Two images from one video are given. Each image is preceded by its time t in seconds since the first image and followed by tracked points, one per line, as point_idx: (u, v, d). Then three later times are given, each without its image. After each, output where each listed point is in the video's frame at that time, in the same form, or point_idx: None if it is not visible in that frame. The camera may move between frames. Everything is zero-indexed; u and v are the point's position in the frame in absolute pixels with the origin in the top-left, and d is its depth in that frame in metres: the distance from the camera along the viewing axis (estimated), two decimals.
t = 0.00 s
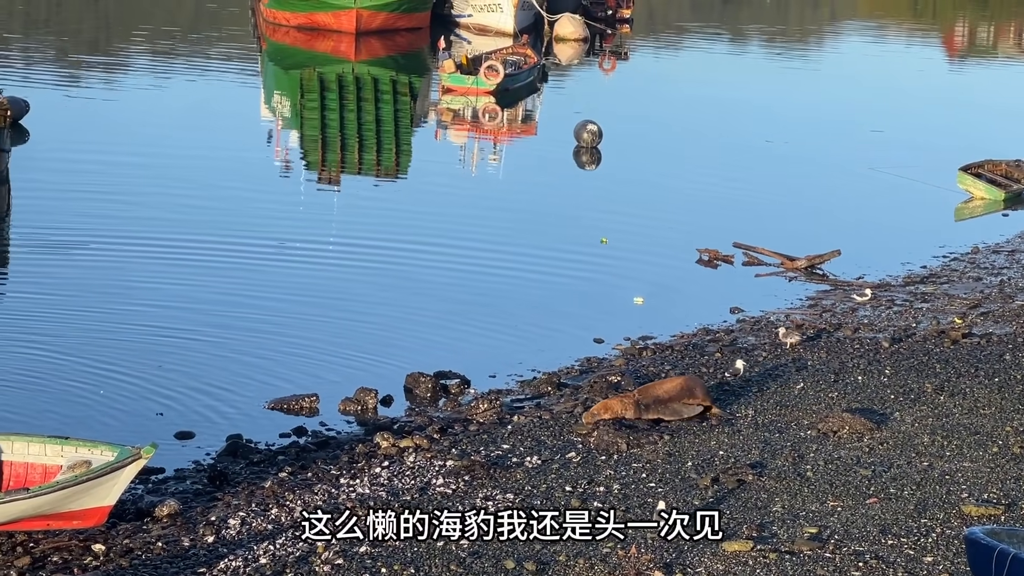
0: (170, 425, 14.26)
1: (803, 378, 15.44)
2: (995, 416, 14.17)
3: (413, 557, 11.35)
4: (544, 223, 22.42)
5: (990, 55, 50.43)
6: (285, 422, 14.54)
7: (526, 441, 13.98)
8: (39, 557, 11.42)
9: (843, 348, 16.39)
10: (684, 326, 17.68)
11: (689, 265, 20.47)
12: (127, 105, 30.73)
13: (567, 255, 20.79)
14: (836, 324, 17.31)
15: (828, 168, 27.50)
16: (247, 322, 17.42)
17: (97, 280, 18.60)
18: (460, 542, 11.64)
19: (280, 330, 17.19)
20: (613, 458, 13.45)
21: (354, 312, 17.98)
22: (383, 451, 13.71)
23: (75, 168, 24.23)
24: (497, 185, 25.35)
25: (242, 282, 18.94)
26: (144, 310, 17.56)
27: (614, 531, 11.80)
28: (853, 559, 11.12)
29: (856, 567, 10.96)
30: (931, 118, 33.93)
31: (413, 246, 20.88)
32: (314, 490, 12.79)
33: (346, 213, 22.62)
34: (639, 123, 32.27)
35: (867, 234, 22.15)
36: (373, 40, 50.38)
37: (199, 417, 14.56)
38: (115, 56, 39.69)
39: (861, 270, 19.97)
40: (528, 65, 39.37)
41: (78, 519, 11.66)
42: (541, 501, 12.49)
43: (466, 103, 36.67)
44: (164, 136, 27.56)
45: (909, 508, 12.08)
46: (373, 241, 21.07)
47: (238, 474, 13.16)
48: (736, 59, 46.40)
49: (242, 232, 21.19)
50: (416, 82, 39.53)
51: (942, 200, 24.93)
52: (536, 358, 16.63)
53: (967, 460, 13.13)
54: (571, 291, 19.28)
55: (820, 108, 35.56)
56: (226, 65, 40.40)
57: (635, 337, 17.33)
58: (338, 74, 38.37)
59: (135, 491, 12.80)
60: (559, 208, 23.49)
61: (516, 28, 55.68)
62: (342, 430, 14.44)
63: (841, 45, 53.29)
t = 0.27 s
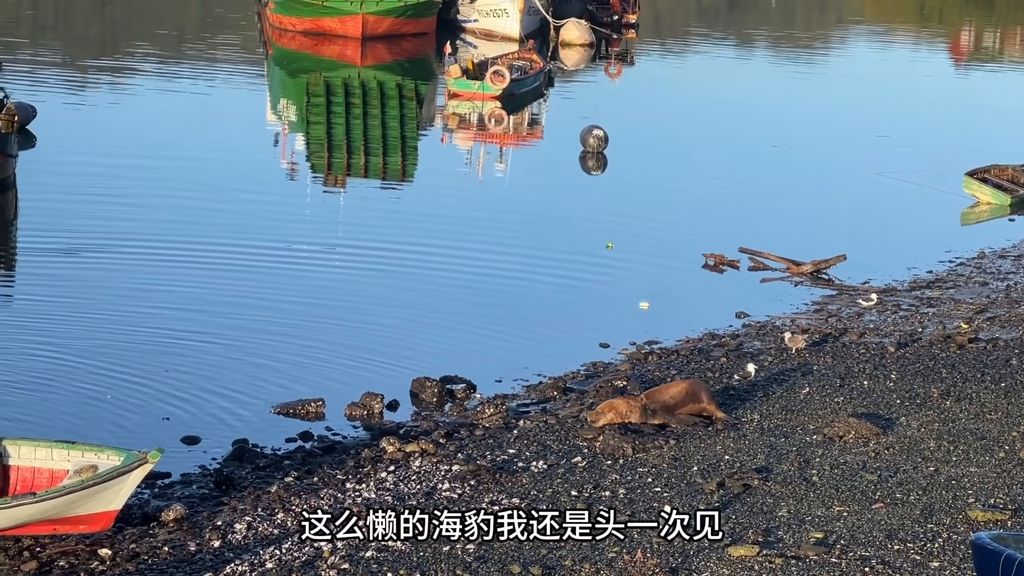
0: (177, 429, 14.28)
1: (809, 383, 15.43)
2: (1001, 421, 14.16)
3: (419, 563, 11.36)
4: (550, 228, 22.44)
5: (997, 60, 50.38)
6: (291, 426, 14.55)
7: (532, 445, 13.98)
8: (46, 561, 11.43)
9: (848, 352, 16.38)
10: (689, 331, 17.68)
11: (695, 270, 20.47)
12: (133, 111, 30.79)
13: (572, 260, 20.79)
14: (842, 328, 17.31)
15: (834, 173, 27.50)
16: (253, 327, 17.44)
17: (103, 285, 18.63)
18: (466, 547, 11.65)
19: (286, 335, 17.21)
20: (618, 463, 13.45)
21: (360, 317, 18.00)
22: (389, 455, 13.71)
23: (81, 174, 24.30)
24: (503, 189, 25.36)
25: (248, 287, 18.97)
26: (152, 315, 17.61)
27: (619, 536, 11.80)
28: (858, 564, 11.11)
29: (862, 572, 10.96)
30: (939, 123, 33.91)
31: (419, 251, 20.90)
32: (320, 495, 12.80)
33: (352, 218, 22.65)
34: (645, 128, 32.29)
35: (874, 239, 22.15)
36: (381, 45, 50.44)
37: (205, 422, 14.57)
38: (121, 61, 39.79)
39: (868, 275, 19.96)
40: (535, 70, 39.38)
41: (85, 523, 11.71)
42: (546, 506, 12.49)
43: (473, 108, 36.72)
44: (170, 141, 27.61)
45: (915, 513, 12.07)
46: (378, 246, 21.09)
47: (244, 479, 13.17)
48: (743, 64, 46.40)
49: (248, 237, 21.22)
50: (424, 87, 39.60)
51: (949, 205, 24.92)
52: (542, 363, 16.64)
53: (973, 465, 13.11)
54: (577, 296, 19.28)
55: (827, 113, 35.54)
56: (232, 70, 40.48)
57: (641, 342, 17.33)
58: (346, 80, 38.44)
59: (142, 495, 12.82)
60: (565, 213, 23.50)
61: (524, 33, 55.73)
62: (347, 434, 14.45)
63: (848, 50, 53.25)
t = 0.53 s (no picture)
0: (182, 435, 14.25)
1: (816, 390, 15.40)
2: (1009, 427, 14.13)
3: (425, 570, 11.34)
4: (556, 233, 22.42)
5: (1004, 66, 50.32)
6: (297, 433, 14.53)
7: (539, 452, 13.96)
8: (51, 567, 11.41)
9: (855, 359, 16.36)
10: (696, 337, 17.65)
11: (702, 276, 20.44)
12: (139, 116, 30.81)
13: (579, 266, 20.76)
14: (849, 334, 17.29)
15: (840, 178, 27.47)
16: (259, 332, 17.42)
17: (109, 290, 18.62)
18: (472, 553, 11.63)
19: (292, 341, 17.19)
20: (625, 470, 13.42)
21: (366, 322, 17.99)
22: (396, 462, 13.69)
23: (86, 179, 24.31)
24: (509, 195, 25.36)
25: (254, 292, 18.95)
26: (160, 320, 17.60)
27: (626, 543, 11.78)
28: (866, 571, 11.09)
29: None
30: (946, 129, 33.86)
31: (424, 256, 20.88)
32: (326, 501, 12.79)
33: (358, 223, 22.64)
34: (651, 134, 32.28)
35: (881, 245, 22.13)
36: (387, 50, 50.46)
37: (211, 428, 14.54)
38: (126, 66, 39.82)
39: (874, 281, 19.94)
40: (542, 76, 39.34)
41: (91, 529, 11.70)
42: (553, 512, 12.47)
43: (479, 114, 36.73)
44: (175, 146, 27.62)
45: (923, 520, 12.04)
46: (384, 251, 21.07)
47: (250, 485, 13.15)
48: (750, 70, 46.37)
49: (254, 242, 21.21)
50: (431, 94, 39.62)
51: (955, 212, 24.88)
52: (549, 369, 16.61)
53: (980, 472, 13.08)
54: (582, 302, 19.27)
55: (835, 119, 35.51)
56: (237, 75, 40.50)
57: (647, 348, 17.31)
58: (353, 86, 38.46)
59: (148, 501, 12.79)
60: (572, 219, 23.48)
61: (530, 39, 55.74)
62: (354, 441, 14.43)
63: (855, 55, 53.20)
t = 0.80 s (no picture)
0: (189, 440, 14.24)
1: (822, 395, 15.39)
2: (1016, 432, 14.12)
3: None
4: (562, 239, 22.42)
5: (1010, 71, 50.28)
6: (303, 438, 14.52)
7: (545, 456, 13.94)
8: (58, 572, 11.39)
9: (862, 364, 16.35)
10: (703, 343, 17.64)
11: (707, 281, 20.43)
12: (144, 121, 30.82)
13: (584, 271, 20.75)
14: (855, 339, 17.28)
15: (846, 183, 27.47)
16: (265, 337, 17.42)
17: (114, 296, 18.62)
18: (479, 558, 11.62)
19: (299, 346, 17.19)
20: (631, 474, 13.42)
21: (372, 327, 17.98)
22: (402, 467, 13.68)
23: (91, 185, 24.33)
24: (514, 200, 25.36)
25: (259, 297, 18.95)
26: (165, 324, 17.60)
27: (633, 548, 11.78)
28: None
29: None
30: (952, 134, 33.83)
31: (430, 261, 20.88)
32: (333, 506, 12.78)
33: (363, 229, 22.64)
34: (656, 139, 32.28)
35: (886, 251, 22.11)
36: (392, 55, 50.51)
37: (218, 433, 14.53)
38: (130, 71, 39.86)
39: (880, 286, 19.93)
40: (548, 81, 39.30)
41: (98, 534, 11.69)
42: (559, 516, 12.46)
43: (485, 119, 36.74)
44: (180, 151, 27.64)
45: (930, 525, 12.03)
46: (390, 256, 21.08)
47: (256, 490, 13.14)
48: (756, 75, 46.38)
49: (259, 247, 21.20)
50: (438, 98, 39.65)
51: (961, 217, 24.88)
52: (555, 374, 16.60)
53: (987, 477, 13.07)
54: (588, 306, 19.26)
55: (840, 124, 35.50)
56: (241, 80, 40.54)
57: (654, 353, 17.30)
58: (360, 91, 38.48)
59: (154, 506, 12.77)
60: (579, 224, 23.49)
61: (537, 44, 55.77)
62: (360, 446, 14.42)
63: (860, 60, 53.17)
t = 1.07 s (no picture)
0: (193, 445, 14.22)
1: (827, 401, 15.37)
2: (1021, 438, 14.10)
3: None
4: (567, 243, 22.40)
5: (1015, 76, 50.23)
6: (308, 443, 14.50)
7: (550, 462, 13.92)
8: None
9: (867, 369, 16.33)
10: (708, 348, 17.61)
11: (712, 285, 20.42)
12: (148, 125, 30.84)
13: (588, 275, 20.74)
14: (860, 345, 17.27)
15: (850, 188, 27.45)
16: (270, 342, 17.41)
17: (118, 300, 18.62)
18: (483, 564, 11.61)
19: (303, 351, 17.17)
20: (636, 480, 13.40)
21: (376, 331, 17.97)
22: (407, 472, 13.67)
23: (96, 190, 24.35)
24: (519, 204, 25.35)
25: (264, 301, 18.95)
26: (170, 329, 17.60)
27: (637, 553, 11.76)
28: None
29: None
30: (957, 139, 33.81)
31: (434, 266, 20.87)
32: (337, 511, 12.76)
33: (367, 233, 22.64)
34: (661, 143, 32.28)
35: (891, 255, 22.09)
36: (396, 60, 50.54)
37: (223, 438, 14.52)
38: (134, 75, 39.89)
39: (885, 291, 19.91)
40: (552, 86, 39.33)
41: (103, 539, 11.71)
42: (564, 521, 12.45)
43: (490, 124, 36.74)
44: (184, 155, 27.64)
45: (935, 531, 12.01)
46: (394, 261, 21.07)
47: (261, 496, 13.12)
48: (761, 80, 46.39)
49: (263, 251, 21.21)
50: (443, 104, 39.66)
51: (966, 222, 24.85)
52: (560, 380, 16.58)
53: (993, 483, 13.05)
54: (592, 311, 19.24)
55: (846, 129, 35.50)
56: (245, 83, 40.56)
57: (658, 358, 17.29)
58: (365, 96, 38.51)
59: (159, 512, 12.76)
60: (584, 229, 23.48)
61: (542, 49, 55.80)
62: (365, 451, 14.41)
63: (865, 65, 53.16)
